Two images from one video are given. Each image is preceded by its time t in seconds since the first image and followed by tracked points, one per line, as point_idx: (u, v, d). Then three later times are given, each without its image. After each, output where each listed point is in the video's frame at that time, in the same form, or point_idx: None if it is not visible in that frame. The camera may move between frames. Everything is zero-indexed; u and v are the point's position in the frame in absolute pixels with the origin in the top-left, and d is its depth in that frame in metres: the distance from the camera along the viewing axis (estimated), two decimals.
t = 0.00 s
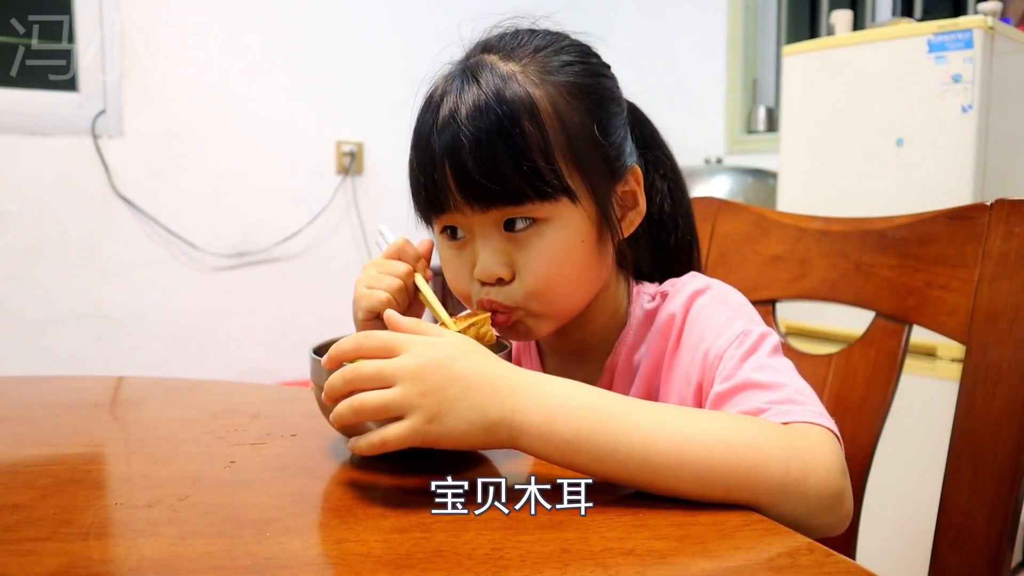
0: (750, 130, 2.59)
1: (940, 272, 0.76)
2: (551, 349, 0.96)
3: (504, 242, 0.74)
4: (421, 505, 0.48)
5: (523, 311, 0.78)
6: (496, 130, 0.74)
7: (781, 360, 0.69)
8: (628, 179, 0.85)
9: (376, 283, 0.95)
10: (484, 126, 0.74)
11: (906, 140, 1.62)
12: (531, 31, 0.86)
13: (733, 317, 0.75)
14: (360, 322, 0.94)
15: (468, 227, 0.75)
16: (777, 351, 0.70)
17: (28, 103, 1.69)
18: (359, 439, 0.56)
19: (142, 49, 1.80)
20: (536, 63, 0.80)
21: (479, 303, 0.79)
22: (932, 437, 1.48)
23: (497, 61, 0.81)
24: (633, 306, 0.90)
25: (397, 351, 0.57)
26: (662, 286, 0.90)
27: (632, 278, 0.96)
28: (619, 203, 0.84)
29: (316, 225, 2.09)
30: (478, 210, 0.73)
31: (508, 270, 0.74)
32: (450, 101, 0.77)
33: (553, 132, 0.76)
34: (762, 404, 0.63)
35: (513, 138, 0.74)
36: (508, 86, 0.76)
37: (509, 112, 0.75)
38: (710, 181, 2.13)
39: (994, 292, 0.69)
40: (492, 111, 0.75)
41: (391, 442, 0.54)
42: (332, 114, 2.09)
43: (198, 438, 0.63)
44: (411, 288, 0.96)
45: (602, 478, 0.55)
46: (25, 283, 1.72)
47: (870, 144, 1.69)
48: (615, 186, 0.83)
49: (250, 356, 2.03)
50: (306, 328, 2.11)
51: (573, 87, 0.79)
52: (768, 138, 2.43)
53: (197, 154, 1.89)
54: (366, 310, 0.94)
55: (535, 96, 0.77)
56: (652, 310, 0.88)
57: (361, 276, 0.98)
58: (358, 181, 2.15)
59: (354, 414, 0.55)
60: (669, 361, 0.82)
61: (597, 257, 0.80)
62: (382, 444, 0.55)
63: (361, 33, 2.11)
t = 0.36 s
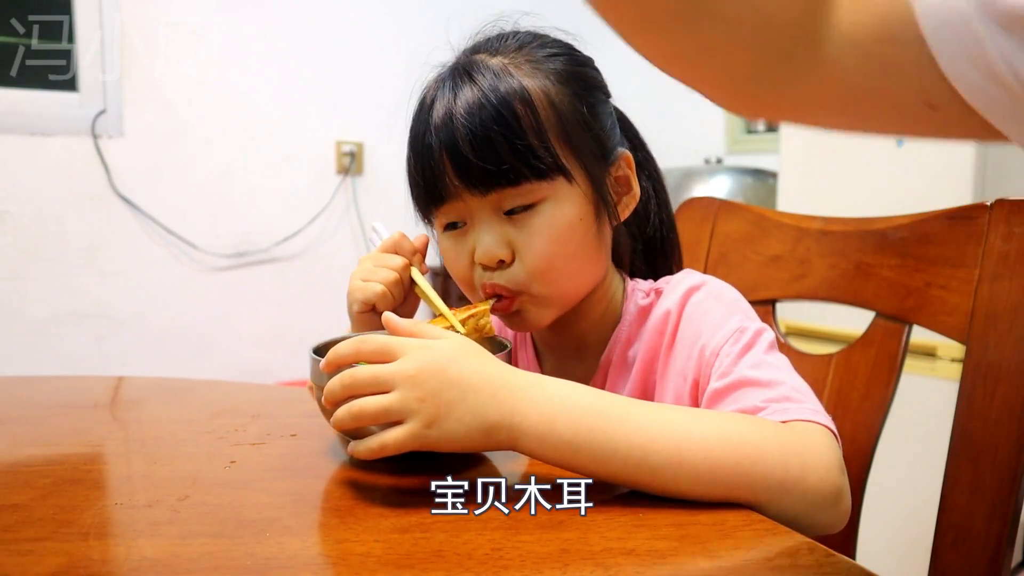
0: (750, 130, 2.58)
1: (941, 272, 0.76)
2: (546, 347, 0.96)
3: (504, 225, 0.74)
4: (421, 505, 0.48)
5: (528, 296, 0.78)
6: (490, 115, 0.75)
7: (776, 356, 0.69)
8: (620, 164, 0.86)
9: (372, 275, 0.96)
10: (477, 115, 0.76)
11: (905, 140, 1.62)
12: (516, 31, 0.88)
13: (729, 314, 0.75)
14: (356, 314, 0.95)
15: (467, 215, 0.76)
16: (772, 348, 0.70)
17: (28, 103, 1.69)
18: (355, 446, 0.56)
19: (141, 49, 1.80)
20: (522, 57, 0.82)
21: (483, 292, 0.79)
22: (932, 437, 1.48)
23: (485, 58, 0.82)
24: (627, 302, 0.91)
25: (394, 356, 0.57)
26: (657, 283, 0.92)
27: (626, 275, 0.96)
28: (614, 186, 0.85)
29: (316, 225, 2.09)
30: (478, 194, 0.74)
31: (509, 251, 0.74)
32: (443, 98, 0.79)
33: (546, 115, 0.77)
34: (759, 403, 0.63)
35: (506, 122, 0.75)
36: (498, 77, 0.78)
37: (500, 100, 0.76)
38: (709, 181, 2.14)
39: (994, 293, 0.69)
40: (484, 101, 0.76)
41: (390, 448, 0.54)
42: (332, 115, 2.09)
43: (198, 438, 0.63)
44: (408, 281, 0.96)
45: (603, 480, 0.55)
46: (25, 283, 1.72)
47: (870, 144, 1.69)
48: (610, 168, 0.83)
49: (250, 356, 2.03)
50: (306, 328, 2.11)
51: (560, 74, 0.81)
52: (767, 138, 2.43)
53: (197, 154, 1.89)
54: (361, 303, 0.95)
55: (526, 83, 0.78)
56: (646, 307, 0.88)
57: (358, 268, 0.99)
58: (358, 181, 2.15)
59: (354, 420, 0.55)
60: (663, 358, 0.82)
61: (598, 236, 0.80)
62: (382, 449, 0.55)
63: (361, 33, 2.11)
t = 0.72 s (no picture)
0: (750, 130, 2.58)
1: (940, 272, 0.76)
2: (550, 347, 0.96)
3: (494, 226, 0.75)
4: (420, 506, 0.48)
5: (514, 297, 0.78)
6: (478, 120, 0.76)
7: (781, 358, 0.69)
8: (622, 171, 0.85)
9: (362, 277, 0.96)
10: (466, 118, 0.77)
11: (905, 141, 1.61)
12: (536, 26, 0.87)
13: (733, 315, 0.75)
14: (345, 315, 0.96)
15: (457, 214, 0.77)
16: (776, 349, 0.70)
17: (28, 103, 1.69)
18: (359, 442, 0.55)
19: (141, 49, 1.80)
20: (529, 56, 0.81)
21: (472, 290, 0.80)
22: (932, 437, 1.48)
23: (493, 55, 0.82)
24: (632, 304, 0.90)
25: (397, 355, 0.57)
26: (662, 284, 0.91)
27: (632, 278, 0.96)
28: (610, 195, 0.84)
29: (316, 225, 2.10)
30: (464, 196, 0.75)
31: (492, 254, 0.75)
32: (442, 96, 0.80)
33: (534, 121, 0.77)
34: (761, 403, 0.63)
35: (492, 128, 0.75)
36: (494, 79, 0.78)
37: (490, 104, 0.76)
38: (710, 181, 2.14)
39: (994, 292, 0.69)
40: (475, 104, 0.77)
41: (391, 447, 0.54)
42: (332, 115, 2.10)
43: (198, 438, 0.63)
44: (398, 285, 0.96)
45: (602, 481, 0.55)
46: (25, 283, 1.72)
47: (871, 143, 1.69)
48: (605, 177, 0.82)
49: (250, 356, 2.03)
50: (306, 327, 2.11)
51: (562, 79, 0.79)
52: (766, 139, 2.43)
53: (197, 154, 1.89)
54: (349, 304, 0.95)
55: (519, 87, 0.78)
56: (651, 308, 0.88)
57: (350, 269, 0.99)
58: (358, 181, 2.16)
59: (354, 419, 0.55)
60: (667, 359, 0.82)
61: (585, 247, 0.79)
62: (382, 449, 0.54)
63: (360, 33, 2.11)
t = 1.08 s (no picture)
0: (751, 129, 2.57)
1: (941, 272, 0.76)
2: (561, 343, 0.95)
3: (507, 220, 0.75)
4: (422, 506, 0.48)
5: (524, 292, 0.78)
6: (511, 110, 0.77)
7: (790, 362, 0.69)
8: (646, 181, 0.83)
9: (324, 257, 0.96)
10: (499, 106, 0.77)
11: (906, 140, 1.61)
12: (581, 22, 0.86)
13: (745, 319, 0.75)
14: (314, 300, 0.98)
15: (477, 200, 0.77)
16: (787, 354, 0.70)
17: (28, 103, 1.69)
18: (366, 449, 0.55)
19: (141, 49, 1.80)
20: (571, 51, 0.80)
21: (485, 279, 0.80)
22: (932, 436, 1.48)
23: (536, 44, 0.82)
24: (646, 305, 0.89)
25: (398, 360, 0.57)
26: (678, 286, 0.90)
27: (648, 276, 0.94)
28: (633, 204, 0.83)
29: (316, 224, 2.10)
30: (486, 183, 0.76)
31: (504, 245, 0.75)
32: (479, 81, 0.81)
33: (566, 121, 0.77)
34: (767, 404, 0.63)
35: (523, 119, 0.76)
36: (532, 70, 0.78)
37: (525, 95, 0.77)
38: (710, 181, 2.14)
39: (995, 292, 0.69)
40: (510, 94, 0.77)
41: (400, 451, 0.54)
42: (331, 115, 2.11)
43: (198, 438, 0.63)
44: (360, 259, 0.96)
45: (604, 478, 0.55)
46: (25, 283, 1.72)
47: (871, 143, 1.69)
48: (631, 182, 0.81)
49: (249, 356, 2.03)
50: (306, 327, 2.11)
51: (599, 80, 0.79)
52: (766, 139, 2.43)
53: (197, 154, 1.89)
54: (317, 289, 0.96)
55: (555, 84, 0.77)
56: (666, 309, 0.87)
57: (310, 248, 0.98)
58: (358, 181, 2.18)
59: (359, 427, 0.55)
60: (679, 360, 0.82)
61: (600, 250, 0.79)
62: (390, 453, 0.54)
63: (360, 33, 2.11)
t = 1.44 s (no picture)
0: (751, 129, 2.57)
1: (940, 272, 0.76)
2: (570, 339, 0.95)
3: (517, 222, 0.75)
4: (424, 505, 0.48)
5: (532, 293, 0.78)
6: (529, 113, 0.76)
7: (796, 366, 0.68)
8: (661, 188, 0.83)
9: (294, 264, 0.95)
10: (516, 109, 0.76)
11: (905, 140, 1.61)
12: (603, 21, 0.85)
13: (751, 322, 0.75)
14: (297, 308, 0.98)
15: (489, 202, 0.77)
16: (793, 358, 0.70)
17: (28, 103, 1.69)
18: (370, 447, 0.55)
19: (141, 49, 1.80)
20: (590, 54, 0.80)
21: (494, 280, 0.80)
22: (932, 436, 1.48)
23: (554, 44, 0.81)
24: (656, 305, 0.89)
25: (402, 357, 0.57)
26: (688, 287, 0.90)
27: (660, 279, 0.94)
28: (646, 210, 0.83)
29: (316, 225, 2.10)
30: (499, 187, 0.75)
31: (515, 248, 0.75)
32: (496, 79, 0.80)
33: (583, 126, 0.77)
34: (771, 408, 0.63)
35: (540, 124, 0.75)
36: (551, 73, 0.77)
37: (544, 99, 0.76)
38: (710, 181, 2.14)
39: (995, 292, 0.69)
40: (528, 96, 0.77)
41: (405, 448, 0.54)
42: (331, 115, 2.11)
43: (197, 438, 0.63)
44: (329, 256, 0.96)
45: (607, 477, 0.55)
46: (25, 283, 1.72)
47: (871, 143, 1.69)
48: (645, 190, 0.81)
49: (249, 356, 2.03)
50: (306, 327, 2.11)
51: (619, 86, 0.78)
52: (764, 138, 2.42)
53: (197, 154, 1.89)
54: (296, 297, 0.96)
55: (573, 89, 0.77)
56: (674, 311, 0.87)
57: (276, 258, 0.97)
58: (358, 181, 2.18)
59: (364, 426, 0.55)
60: (685, 361, 0.82)
61: (611, 256, 0.79)
62: (397, 451, 0.54)
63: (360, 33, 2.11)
